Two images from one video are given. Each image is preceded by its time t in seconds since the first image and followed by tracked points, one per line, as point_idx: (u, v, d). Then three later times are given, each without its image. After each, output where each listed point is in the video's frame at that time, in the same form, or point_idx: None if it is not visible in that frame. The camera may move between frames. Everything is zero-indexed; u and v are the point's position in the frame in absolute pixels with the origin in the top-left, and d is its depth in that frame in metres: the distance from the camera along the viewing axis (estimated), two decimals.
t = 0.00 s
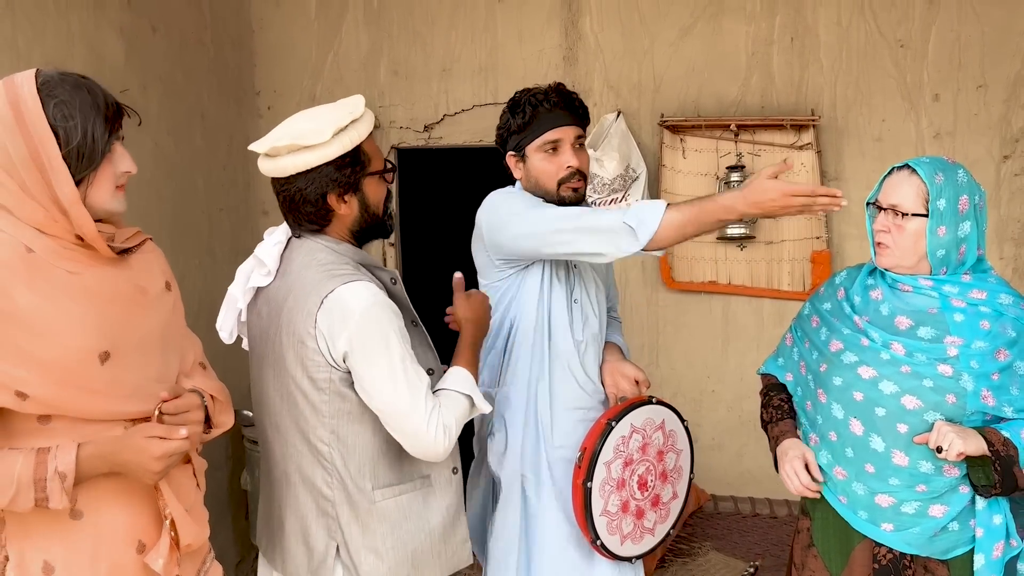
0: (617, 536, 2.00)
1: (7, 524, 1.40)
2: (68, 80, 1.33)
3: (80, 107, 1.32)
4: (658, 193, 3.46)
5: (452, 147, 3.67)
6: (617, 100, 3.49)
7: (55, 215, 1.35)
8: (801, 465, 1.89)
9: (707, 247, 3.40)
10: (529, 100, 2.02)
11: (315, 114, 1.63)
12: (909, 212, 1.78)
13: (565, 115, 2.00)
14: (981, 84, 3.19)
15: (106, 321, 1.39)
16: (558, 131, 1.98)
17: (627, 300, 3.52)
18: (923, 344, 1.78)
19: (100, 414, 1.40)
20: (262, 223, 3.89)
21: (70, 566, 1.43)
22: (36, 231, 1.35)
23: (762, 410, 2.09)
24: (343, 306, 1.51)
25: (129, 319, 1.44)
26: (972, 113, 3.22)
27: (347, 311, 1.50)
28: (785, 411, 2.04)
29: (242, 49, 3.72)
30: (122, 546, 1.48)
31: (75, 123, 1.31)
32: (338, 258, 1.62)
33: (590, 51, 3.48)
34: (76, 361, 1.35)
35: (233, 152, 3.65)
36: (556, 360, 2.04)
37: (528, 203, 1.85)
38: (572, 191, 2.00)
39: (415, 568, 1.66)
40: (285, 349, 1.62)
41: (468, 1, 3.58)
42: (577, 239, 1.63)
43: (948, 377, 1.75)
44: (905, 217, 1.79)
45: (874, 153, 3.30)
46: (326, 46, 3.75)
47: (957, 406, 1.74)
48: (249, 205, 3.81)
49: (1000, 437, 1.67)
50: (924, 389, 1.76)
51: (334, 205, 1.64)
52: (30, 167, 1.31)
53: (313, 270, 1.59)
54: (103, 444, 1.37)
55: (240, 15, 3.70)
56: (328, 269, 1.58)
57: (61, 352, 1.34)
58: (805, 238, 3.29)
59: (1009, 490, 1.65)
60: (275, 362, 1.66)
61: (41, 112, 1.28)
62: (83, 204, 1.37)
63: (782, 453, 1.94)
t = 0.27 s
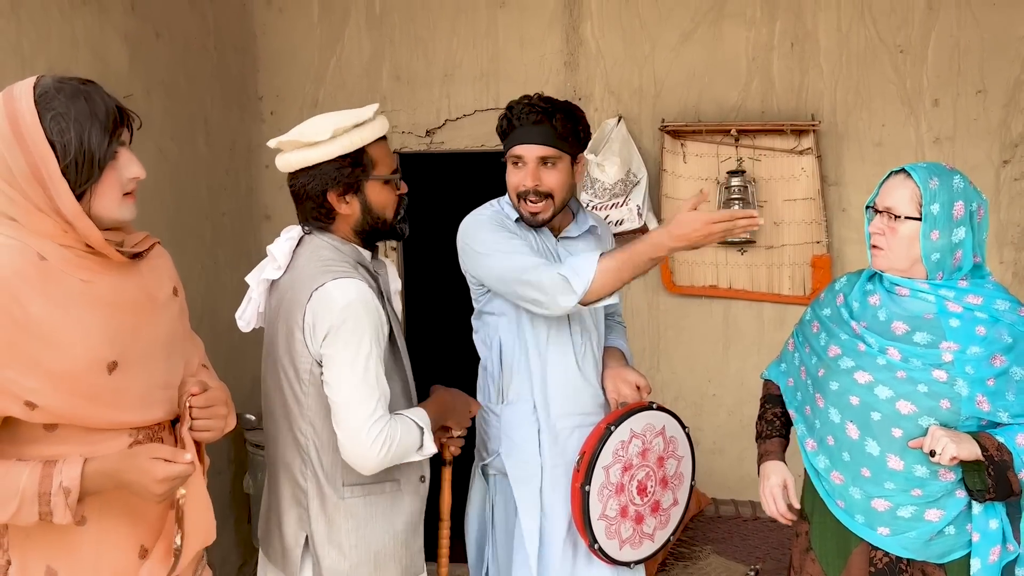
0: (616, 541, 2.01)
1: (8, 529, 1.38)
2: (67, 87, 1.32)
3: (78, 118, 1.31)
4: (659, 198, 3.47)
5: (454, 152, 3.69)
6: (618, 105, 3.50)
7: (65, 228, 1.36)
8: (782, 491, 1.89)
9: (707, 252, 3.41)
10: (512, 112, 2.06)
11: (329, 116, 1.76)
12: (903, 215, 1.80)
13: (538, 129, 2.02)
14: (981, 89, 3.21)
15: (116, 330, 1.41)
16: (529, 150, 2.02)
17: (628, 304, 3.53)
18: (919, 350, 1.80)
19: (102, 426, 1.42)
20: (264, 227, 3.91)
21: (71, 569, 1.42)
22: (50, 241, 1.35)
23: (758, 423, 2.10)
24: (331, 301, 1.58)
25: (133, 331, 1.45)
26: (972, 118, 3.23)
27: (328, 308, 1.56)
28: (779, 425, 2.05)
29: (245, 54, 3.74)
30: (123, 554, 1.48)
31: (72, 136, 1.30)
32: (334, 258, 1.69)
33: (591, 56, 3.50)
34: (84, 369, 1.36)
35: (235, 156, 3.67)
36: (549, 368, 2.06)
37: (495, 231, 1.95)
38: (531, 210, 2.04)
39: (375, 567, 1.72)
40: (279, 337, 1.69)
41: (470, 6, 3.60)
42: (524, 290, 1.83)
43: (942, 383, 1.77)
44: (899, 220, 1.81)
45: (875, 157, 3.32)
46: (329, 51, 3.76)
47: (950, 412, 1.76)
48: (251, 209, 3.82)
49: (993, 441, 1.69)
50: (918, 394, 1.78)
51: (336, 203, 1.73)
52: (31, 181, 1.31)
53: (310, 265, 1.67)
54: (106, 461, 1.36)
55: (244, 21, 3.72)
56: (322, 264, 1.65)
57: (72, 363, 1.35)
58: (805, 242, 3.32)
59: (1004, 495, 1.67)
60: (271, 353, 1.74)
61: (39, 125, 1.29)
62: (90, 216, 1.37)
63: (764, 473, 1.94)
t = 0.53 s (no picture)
0: (620, 546, 2.02)
1: (20, 532, 1.37)
2: (77, 94, 1.35)
3: (86, 126, 1.33)
4: (660, 202, 3.47)
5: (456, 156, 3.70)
6: (619, 110, 3.51)
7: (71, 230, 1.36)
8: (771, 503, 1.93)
9: (708, 255, 3.43)
10: (499, 126, 2.11)
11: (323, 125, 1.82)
12: (901, 221, 1.80)
13: (522, 146, 2.06)
14: (981, 93, 3.23)
15: (121, 329, 1.41)
16: (510, 165, 2.07)
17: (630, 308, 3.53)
18: (915, 356, 1.81)
19: (114, 423, 1.42)
20: (266, 231, 3.92)
21: (81, 570, 1.41)
22: (57, 242, 1.36)
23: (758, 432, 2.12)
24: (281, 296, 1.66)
25: (141, 327, 1.46)
26: (972, 122, 3.24)
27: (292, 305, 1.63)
28: (775, 434, 2.06)
29: (247, 59, 3.75)
30: (133, 554, 1.47)
31: (78, 143, 1.32)
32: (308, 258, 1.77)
33: (593, 60, 3.51)
34: (91, 370, 1.37)
35: (238, 160, 3.68)
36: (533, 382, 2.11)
37: (466, 267, 2.10)
38: (513, 222, 2.12)
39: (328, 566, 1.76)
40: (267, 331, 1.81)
41: (472, 11, 3.62)
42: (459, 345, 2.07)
43: (936, 389, 1.78)
44: (896, 226, 1.81)
45: (875, 161, 3.32)
46: (331, 56, 3.78)
47: (944, 418, 1.78)
48: (252, 213, 3.84)
49: (988, 447, 1.70)
50: (913, 401, 1.80)
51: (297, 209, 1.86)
52: (35, 185, 1.32)
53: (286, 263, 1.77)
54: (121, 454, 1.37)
55: (247, 25, 3.74)
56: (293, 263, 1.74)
57: (79, 360, 1.35)
58: (806, 246, 3.32)
59: (999, 501, 1.69)
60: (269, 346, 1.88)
61: (46, 132, 1.31)
62: (90, 222, 1.38)
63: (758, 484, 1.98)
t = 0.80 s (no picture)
0: (617, 548, 2.04)
1: (33, 532, 1.37)
2: (94, 99, 1.36)
3: (100, 132, 1.34)
4: (660, 206, 3.48)
5: (456, 160, 3.71)
6: (619, 113, 3.52)
7: (76, 230, 1.37)
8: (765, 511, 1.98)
9: (708, 259, 3.43)
10: (493, 130, 2.14)
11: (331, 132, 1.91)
12: (898, 228, 1.81)
13: (517, 148, 2.08)
14: (980, 97, 3.24)
15: (129, 328, 1.42)
16: (504, 168, 2.10)
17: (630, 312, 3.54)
18: (911, 361, 1.82)
19: (129, 420, 1.42)
20: (267, 235, 3.92)
21: (96, 567, 1.41)
22: (63, 243, 1.36)
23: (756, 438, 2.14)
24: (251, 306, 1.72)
25: (151, 324, 1.47)
26: (972, 126, 3.25)
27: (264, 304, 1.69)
28: (772, 444, 2.11)
29: (248, 63, 3.76)
30: (148, 553, 1.46)
31: (97, 149, 1.34)
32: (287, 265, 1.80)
33: (593, 65, 3.52)
34: (100, 369, 1.37)
35: (239, 164, 3.69)
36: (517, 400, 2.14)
37: (456, 275, 2.18)
38: (510, 227, 2.14)
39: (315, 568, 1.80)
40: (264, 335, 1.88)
41: (472, 15, 3.63)
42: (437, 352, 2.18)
43: (934, 393, 1.79)
44: (894, 233, 1.83)
45: (875, 165, 3.33)
46: (332, 60, 3.79)
47: (942, 422, 1.79)
48: (253, 217, 3.85)
49: (987, 449, 1.71)
50: (910, 405, 1.81)
51: (294, 201, 1.88)
52: (49, 188, 1.33)
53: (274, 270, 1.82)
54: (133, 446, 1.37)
55: (248, 30, 3.75)
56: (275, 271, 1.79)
57: (88, 359, 1.35)
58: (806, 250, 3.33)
59: (997, 503, 1.70)
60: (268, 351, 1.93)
61: (63, 137, 1.31)
62: (100, 224, 1.39)
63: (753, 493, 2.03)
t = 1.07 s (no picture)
0: (612, 551, 2.05)
1: (41, 532, 1.37)
2: (100, 103, 1.36)
3: (107, 134, 1.35)
4: (658, 209, 3.49)
5: (455, 163, 3.71)
6: (617, 116, 3.52)
7: (82, 233, 1.37)
8: (759, 514, 2.02)
9: (706, 261, 3.44)
10: (484, 132, 2.15)
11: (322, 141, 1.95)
12: (892, 232, 1.83)
13: (508, 150, 2.09)
14: (976, 101, 3.25)
15: (133, 329, 1.42)
16: (496, 170, 2.11)
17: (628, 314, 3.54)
18: (907, 363, 1.83)
19: (132, 421, 1.42)
20: (266, 237, 3.93)
21: (103, 568, 1.40)
22: (66, 245, 1.36)
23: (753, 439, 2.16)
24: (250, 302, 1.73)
25: (153, 326, 1.47)
26: (968, 129, 3.26)
27: (269, 305, 1.69)
28: (767, 449, 2.12)
29: (247, 66, 3.77)
30: (154, 554, 1.45)
31: (105, 152, 1.34)
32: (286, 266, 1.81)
33: (591, 68, 3.53)
34: (104, 371, 1.37)
35: (237, 166, 3.70)
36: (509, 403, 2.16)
37: (451, 277, 2.21)
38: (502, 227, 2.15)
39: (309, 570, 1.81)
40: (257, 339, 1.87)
41: (471, 18, 3.64)
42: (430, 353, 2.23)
43: (929, 395, 1.80)
44: (888, 237, 1.84)
45: (872, 168, 3.34)
46: (330, 63, 3.79)
47: (938, 424, 1.80)
48: (252, 219, 3.85)
49: (983, 451, 1.72)
50: (906, 408, 1.82)
51: (308, 201, 1.85)
52: (55, 190, 1.33)
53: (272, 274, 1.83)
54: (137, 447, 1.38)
55: (247, 32, 3.76)
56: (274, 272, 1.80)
57: (92, 361, 1.36)
58: (803, 252, 3.34)
59: (994, 504, 1.71)
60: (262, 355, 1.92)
61: (71, 138, 1.31)
62: (104, 225, 1.39)
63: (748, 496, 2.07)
